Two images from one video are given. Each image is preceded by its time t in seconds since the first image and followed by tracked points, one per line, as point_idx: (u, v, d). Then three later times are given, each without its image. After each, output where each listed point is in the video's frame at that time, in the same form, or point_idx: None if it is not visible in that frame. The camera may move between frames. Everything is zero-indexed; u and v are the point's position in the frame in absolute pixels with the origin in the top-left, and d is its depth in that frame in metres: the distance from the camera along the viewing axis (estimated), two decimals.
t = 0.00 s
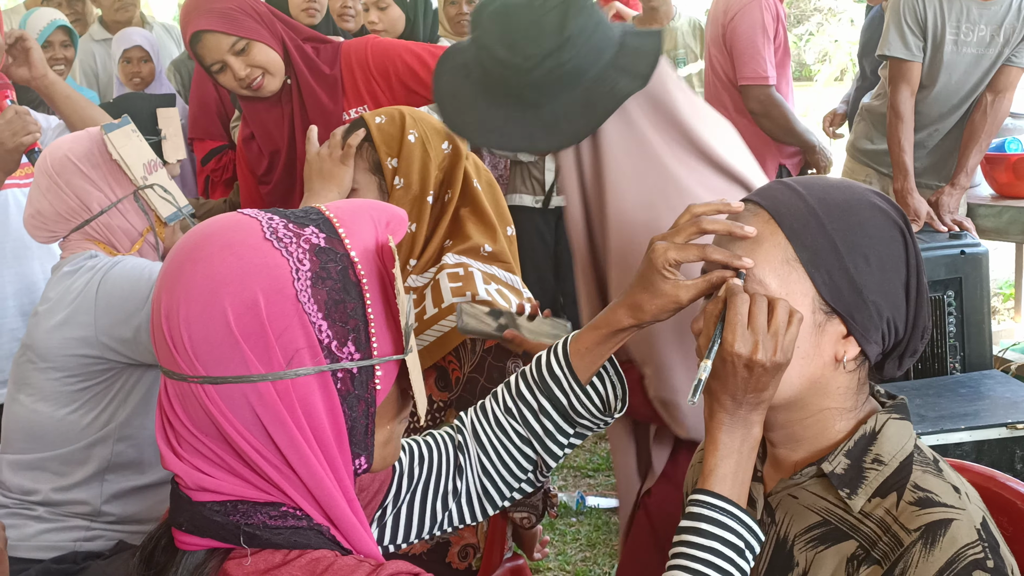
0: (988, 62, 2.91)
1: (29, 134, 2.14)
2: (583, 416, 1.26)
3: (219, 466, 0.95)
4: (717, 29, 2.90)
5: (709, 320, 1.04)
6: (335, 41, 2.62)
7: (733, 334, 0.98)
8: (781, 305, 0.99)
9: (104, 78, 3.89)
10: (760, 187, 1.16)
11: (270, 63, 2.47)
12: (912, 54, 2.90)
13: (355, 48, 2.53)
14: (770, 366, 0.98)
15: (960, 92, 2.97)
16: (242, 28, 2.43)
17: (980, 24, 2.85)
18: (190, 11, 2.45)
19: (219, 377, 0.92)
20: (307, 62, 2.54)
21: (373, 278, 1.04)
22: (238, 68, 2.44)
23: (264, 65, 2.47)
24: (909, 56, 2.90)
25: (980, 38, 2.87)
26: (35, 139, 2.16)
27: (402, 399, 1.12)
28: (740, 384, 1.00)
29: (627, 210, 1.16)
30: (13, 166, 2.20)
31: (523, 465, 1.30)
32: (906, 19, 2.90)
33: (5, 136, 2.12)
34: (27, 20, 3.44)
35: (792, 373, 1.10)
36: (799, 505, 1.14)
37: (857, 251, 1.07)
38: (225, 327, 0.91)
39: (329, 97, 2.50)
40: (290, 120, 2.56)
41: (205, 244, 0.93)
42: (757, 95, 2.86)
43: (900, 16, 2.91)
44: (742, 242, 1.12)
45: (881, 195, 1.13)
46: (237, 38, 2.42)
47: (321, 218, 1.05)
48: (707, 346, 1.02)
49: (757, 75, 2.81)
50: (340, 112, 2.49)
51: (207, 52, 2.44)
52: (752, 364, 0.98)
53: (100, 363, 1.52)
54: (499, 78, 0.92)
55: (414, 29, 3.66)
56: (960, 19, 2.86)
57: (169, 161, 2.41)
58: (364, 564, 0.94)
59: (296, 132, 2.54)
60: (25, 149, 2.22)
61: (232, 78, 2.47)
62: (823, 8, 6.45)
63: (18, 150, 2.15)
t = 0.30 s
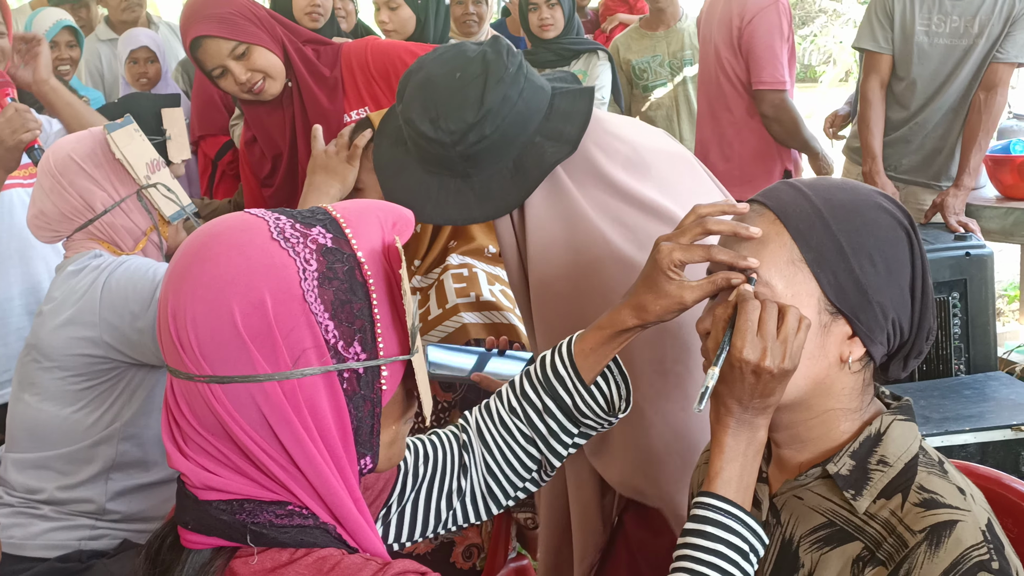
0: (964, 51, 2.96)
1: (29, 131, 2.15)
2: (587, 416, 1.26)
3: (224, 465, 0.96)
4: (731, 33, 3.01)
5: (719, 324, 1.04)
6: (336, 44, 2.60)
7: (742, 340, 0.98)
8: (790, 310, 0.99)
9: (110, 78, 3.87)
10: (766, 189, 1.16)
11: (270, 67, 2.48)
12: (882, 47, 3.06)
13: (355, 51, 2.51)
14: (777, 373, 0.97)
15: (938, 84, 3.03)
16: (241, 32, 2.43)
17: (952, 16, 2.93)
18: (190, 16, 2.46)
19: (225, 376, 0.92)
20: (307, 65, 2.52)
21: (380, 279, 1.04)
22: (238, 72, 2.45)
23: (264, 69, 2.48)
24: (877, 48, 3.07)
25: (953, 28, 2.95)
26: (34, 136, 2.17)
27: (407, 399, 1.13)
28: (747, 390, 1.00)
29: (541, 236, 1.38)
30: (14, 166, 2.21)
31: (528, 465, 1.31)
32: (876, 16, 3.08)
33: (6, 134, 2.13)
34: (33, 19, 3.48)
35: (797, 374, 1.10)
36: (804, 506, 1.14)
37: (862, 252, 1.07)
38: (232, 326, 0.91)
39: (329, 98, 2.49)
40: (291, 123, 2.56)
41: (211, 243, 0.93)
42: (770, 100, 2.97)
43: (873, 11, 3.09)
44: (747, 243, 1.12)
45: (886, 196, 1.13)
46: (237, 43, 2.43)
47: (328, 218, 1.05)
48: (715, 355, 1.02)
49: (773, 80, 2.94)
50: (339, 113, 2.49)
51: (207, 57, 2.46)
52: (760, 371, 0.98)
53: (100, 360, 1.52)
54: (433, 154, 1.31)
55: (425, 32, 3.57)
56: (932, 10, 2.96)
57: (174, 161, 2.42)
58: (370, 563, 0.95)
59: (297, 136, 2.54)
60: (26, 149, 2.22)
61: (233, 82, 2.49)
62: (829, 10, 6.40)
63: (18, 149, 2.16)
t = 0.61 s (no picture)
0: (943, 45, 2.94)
1: (36, 130, 2.15)
2: (594, 416, 1.26)
3: (232, 464, 0.96)
4: (753, 31, 3.01)
5: (728, 326, 1.04)
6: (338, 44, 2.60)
7: (752, 340, 0.98)
8: (799, 311, 0.98)
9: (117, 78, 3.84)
10: (774, 189, 1.16)
11: (273, 69, 2.49)
12: (862, 49, 3.14)
13: (358, 52, 2.53)
14: (786, 373, 0.97)
15: (917, 77, 3.01)
16: (242, 35, 2.43)
17: (927, 11, 2.92)
18: (191, 22, 2.47)
19: (234, 375, 0.92)
20: (310, 66, 2.52)
21: (388, 279, 1.04)
22: (242, 76, 2.47)
23: (267, 72, 2.49)
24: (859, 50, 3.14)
25: (926, 22, 2.93)
26: (41, 136, 2.17)
27: (414, 399, 1.13)
28: (756, 391, 1.00)
29: (542, 252, 1.38)
30: (22, 166, 2.21)
31: (535, 466, 1.31)
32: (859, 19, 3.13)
33: (13, 134, 2.14)
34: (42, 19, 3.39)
35: (806, 374, 1.09)
36: (812, 506, 1.14)
37: (870, 252, 1.06)
38: (241, 327, 0.91)
39: (332, 100, 2.50)
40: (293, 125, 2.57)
41: (220, 244, 0.93)
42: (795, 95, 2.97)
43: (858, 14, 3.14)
44: (754, 243, 1.12)
45: (894, 196, 1.13)
46: (239, 46, 2.43)
47: (336, 219, 1.05)
48: (723, 354, 1.01)
49: (799, 76, 2.95)
50: (342, 114, 2.50)
51: (210, 61, 2.46)
52: (769, 371, 0.97)
53: (106, 361, 1.52)
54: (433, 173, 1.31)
55: (434, 32, 3.57)
56: (909, 6, 2.97)
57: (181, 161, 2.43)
58: (378, 561, 0.95)
59: (301, 138, 2.55)
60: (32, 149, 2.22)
61: (236, 86, 2.51)
62: (834, 11, 6.40)
63: (25, 148, 2.16)
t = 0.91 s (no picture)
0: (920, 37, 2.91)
1: (35, 124, 2.15)
2: (596, 412, 1.26)
3: (234, 459, 0.96)
4: (769, 24, 3.01)
5: (728, 321, 1.05)
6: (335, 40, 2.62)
7: (752, 334, 0.98)
8: (800, 307, 0.99)
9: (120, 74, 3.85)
10: (775, 185, 1.16)
11: (271, 67, 2.48)
12: (852, 45, 3.11)
13: (356, 48, 2.54)
14: (785, 367, 0.97)
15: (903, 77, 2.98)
16: (241, 33, 2.42)
17: (912, 6, 2.89)
18: (189, 19, 2.44)
19: (236, 370, 0.92)
20: (308, 63, 2.54)
21: (390, 274, 1.04)
22: (240, 73, 2.45)
23: (265, 69, 2.48)
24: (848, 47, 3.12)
25: (910, 17, 2.91)
26: (40, 129, 2.16)
27: (416, 394, 1.13)
28: (756, 385, 1.00)
29: (572, 228, 1.33)
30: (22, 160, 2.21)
31: (537, 461, 1.31)
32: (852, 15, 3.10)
33: (12, 128, 2.13)
34: (42, 15, 3.55)
35: (807, 370, 1.09)
36: (812, 502, 1.14)
37: (872, 249, 1.06)
38: (243, 321, 0.91)
39: (329, 97, 2.53)
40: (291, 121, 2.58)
41: (223, 238, 0.93)
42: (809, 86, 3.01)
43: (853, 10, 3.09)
44: (755, 239, 1.12)
45: (895, 193, 1.13)
46: (238, 43, 2.42)
47: (338, 214, 1.05)
48: (724, 349, 1.02)
49: (816, 67, 2.98)
50: (339, 111, 2.53)
51: (208, 59, 2.44)
52: (769, 366, 0.97)
53: (107, 356, 1.52)
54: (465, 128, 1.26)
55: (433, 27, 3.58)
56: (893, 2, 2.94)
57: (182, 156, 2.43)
58: (379, 557, 0.96)
59: (298, 135, 2.56)
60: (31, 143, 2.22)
61: (234, 84, 2.49)
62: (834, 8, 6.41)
63: (24, 142, 2.16)
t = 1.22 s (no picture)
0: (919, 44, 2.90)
1: (34, 126, 2.15)
2: (599, 415, 1.26)
3: (237, 461, 0.96)
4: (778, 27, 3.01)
5: (734, 324, 1.04)
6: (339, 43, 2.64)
7: (757, 340, 0.98)
8: (806, 311, 0.99)
9: (125, 77, 3.81)
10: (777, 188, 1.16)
11: (275, 69, 2.49)
12: (853, 50, 3.10)
13: (358, 50, 2.59)
14: (790, 373, 0.97)
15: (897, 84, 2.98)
16: (244, 35, 2.43)
17: (909, 10, 2.90)
18: (193, 21, 2.43)
19: (239, 372, 0.93)
20: (310, 65, 2.55)
21: (393, 277, 1.05)
22: (244, 76, 2.46)
23: (270, 72, 2.48)
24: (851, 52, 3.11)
25: (906, 21, 2.92)
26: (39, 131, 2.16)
27: (419, 397, 1.13)
28: (760, 389, 1.00)
29: (648, 182, 1.20)
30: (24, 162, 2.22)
31: (540, 464, 1.31)
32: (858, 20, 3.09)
33: (12, 130, 2.13)
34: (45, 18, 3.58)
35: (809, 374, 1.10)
36: (814, 506, 1.14)
37: (873, 252, 1.07)
38: (247, 323, 0.92)
39: (332, 99, 2.56)
40: (295, 124, 2.58)
41: (226, 241, 0.94)
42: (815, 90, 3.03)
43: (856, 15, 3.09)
44: (758, 243, 1.12)
45: (898, 196, 1.13)
46: (241, 47, 2.44)
47: (342, 217, 1.06)
48: (728, 354, 1.02)
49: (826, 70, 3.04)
50: (342, 113, 2.57)
51: (212, 61, 2.46)
52: (773, 371, 0.98)
53: (107, 359, 1.52)
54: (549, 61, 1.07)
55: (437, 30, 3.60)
56: (891, 7, 2.95)
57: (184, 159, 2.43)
58: (381, 560, 0.96)
59: (301, 138, 2.57)
60: (32, 146, 2.23)
61: (238, 86, 2.50)
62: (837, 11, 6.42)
63: (24, 143, 2.16)
